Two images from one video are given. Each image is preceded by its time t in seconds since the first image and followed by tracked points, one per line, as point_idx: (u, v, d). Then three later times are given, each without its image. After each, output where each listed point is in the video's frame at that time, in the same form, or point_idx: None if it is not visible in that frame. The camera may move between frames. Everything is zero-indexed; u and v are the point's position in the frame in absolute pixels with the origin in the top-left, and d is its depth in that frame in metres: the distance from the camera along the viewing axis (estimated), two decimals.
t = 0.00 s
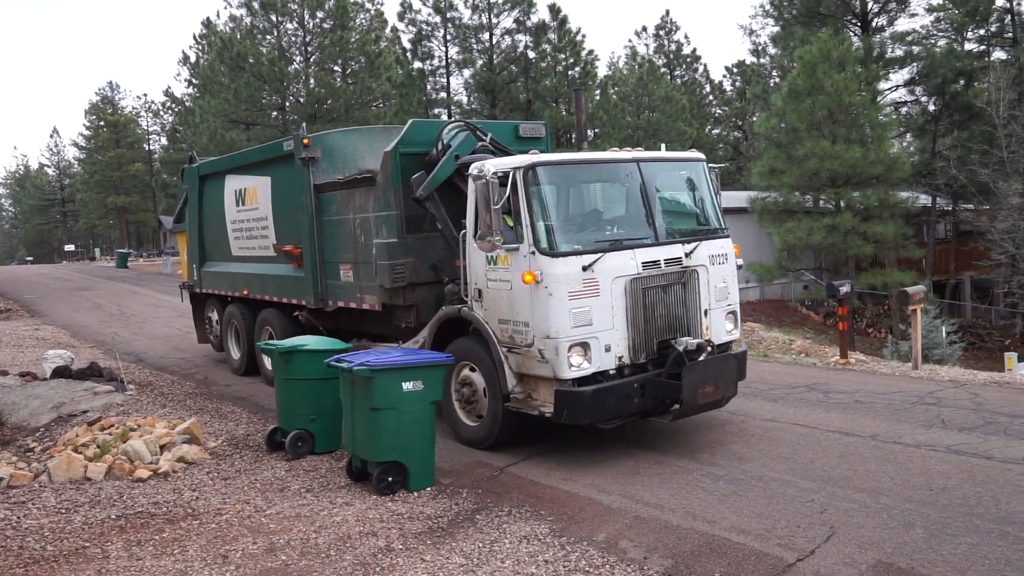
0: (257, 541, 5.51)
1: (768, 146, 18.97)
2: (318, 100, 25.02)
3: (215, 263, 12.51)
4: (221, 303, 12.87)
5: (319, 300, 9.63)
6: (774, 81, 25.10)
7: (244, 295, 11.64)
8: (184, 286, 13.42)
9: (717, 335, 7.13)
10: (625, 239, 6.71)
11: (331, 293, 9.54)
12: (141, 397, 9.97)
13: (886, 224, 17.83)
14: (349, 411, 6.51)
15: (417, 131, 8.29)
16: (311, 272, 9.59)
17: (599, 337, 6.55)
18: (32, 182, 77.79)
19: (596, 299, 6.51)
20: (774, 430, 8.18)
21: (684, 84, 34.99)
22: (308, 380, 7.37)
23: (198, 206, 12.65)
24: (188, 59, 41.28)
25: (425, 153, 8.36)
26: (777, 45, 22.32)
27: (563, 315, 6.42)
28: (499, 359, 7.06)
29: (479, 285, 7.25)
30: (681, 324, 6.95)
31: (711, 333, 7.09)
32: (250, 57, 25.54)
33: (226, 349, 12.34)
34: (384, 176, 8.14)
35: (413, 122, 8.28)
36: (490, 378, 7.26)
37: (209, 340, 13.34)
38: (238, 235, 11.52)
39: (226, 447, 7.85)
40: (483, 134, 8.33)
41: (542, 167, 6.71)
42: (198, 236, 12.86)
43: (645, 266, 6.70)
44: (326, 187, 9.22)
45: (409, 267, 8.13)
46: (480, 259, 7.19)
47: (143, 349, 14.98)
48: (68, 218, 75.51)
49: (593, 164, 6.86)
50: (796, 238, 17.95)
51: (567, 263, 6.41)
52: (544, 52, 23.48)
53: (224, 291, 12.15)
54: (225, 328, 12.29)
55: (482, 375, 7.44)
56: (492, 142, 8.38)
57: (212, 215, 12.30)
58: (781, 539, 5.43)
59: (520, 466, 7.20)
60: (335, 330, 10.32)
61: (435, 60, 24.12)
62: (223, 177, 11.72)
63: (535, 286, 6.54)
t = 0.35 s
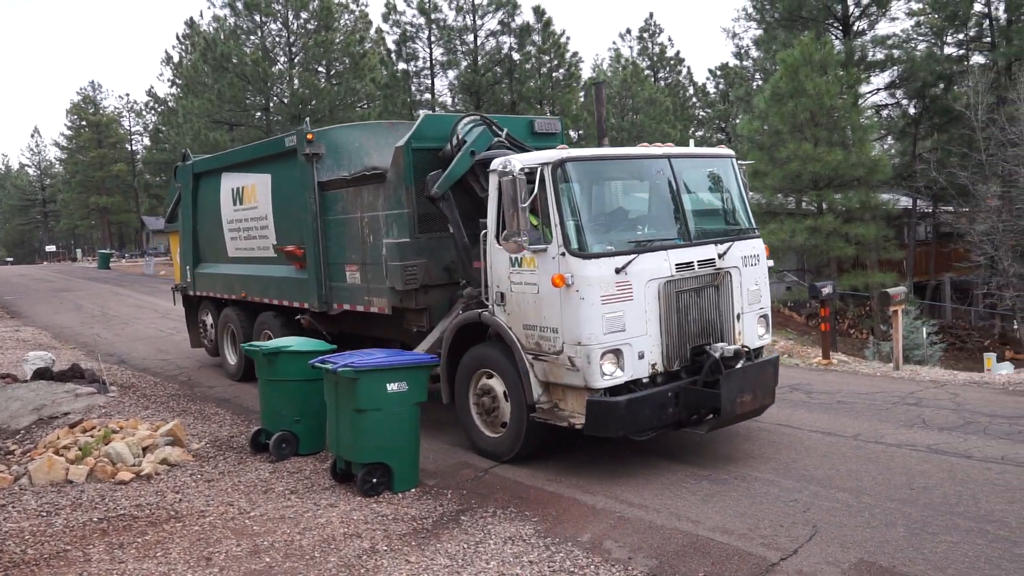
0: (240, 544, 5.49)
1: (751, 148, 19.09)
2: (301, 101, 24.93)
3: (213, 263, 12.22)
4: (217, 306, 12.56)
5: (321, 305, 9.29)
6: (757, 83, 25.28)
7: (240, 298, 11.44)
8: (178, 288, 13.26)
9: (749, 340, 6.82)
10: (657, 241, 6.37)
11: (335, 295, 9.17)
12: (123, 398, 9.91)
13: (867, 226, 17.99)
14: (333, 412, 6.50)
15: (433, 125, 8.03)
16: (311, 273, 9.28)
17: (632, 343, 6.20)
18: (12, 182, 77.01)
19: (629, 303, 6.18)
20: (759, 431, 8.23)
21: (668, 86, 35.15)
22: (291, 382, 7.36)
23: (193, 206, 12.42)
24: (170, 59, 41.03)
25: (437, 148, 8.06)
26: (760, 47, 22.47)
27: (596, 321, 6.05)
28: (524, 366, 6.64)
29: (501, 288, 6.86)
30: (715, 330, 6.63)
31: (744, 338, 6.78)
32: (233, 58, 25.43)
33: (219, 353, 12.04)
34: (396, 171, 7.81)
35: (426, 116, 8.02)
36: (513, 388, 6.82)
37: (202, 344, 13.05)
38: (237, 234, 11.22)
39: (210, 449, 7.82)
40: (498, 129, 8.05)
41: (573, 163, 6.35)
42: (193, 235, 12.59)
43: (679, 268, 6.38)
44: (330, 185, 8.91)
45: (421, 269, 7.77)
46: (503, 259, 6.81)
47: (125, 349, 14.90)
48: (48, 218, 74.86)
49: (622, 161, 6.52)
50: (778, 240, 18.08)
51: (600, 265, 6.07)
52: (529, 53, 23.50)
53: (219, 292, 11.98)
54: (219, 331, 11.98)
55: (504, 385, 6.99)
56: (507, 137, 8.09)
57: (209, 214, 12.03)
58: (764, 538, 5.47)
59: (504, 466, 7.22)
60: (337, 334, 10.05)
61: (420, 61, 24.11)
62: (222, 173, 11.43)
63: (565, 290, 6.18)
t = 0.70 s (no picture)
0: (230, 545, 5.47)
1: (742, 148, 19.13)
2: (292, 100, 24.83)
3: (213, 262, 12.15)
4: (216, 307, 12.49)
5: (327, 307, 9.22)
6: (748, 83, 25.35)
7: (242, 299, 11.36)
8: (176, 288, 13.20)
9: (779, 344, 6.57)
10: (686, 242, 6.09)
11: (342, 297, 9.12)
12: (112, 399, 9.86)
13: (857, 226, 18.06)
14: (324, 413, 6.48)
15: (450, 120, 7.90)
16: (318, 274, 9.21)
17: (664, 351, 5.92)
18: None
19: (660, 308, 5.90)
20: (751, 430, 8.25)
21: (659, 86, 35.22)
22: (281, 382, 7.34)
23: (191, 204, 12.36)
24: (160, 58, 40.85)
25: (452, 144, 7.93)
26: (750, 48, 22.52)
27: (626, 328, 5.77)
28: (547, 374, 6.36)
29: (522, 292, 6.57)
30: (745, 334, 6.38)
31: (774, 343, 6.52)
32: (223, 57, 25.34)
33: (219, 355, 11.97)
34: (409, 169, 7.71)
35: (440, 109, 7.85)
36: (535, 395, 6.53)
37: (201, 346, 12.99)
38: (239, 233, 11.13)
39: (199, 450, 7.78)
40: (514, 125, 7.92)
41: (600, 161, 6.08)
42: (192, 234, 12.52)
43: (710, 270, 6.11)
44: (338, 182, 8.86)
45: (434, 270, 7.75)
46: (524, 263, 6.53)
47: (114, 349, 14.83)
48: (37, 218, 74.49)
49: (649, 158, 6.25)
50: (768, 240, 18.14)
51: (630, 269, 5.79)
52: (520, 53, 23.49)
53: (219, 293, 11.90)
54: (219, 332, 11.93)
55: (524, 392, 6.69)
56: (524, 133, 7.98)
57: (208, 212, 11.96)
58: (755, 538, 5.49)
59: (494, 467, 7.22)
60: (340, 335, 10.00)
61: (410, 61, 24.09)
62: (223, 171, 11.36)
63: (593, 295, 5.89)
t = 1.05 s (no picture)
0: (219, 545, 5.44)
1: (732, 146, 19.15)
2: (281, 98, 24.71)
3: (206, 260, 12.08)
4: (209, 307, 12.42)
5: (323, 306, 9.17)
6: (738, 82, 25.39)
7: (236, 298, 11.30)
8: (168, 288, 13.10)
9: (787, 342, 6.56)
10: (696, 240, 6.08)
11: (339, 297, 9.09)
12: (100, 399, 9.79)
13: (846, 224, 18.12)
14: (314, 412, 6.45)
15: (449, 116, 7.90)
16: (315, 272, 9.15)
17: (674, 351, 5.91)
18: None
19: (671, 307, 5.88)
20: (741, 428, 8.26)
21: (649, 84, 35.25)
22: (270, 383, 7.28)
23: (184, 203, 12.28)
24: (147, 55, 40.59)
25: (454, 140, 7.95)
26: (740, 46, 22.54)
27: (636, 328, 5.76)
28: (555, 375, 6.32)
29: (528, 291, 6.55)
30: (755, 335, 6.37)
31: (782, 341, 6.51)
32: (212, 55, 25.21)
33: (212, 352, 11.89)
34: (410, 166, 7.68)
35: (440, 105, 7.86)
36: (541, 397, 6.47)
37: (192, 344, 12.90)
38: (233, 231, 11.06)
39: (188, 450, 7.74)
40: (515, 120, 7.91)
41: (610, 157, 6.05)
42: (184, 233, 12.44)
43: (721, 268, 6.09)
44: (336, 179, 8.83)
45: (435, 269, 7.71)
46: (530, 261, 6.51)
47: (102, 349, 14.74)
48: (24, 217, 73.98)
49: (657, 154, 6.23)
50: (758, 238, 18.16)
51: (641, 268, 5.78)
52: (509, 51, 23.44)
53: (212, 293, 11.84)
54: (213, 330, 11.85)
55: (530, 394, 6.63)
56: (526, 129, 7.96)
57: (201, 211, 11.88)
58: (746, 536, 5.49)
59: (485, 466, 7.20)
60: (336, 335, 9.96)
61: (400, 59, 24.03)
62: (216, 169, 11.29)
63: (603, 294, 5.87)
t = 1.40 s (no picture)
0: (212, 547, 5.44)
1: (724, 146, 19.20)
2: (273, 99, 24.67)
3: (199, 262, 12.06)
4: (202, 308, 12.38)
5: (316, 307, 9.17)
6: (730, 83, 25.46)
7: (229, 300, 11.28)
8: (161, 291, 13.07)
9: (779, 340, 6.59)
10: (688, 239, 6.10)
11: (332, 297, 9.08)
12: (92, 401, 9.77)
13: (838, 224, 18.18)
14: (306, 412, 6.45)
15: (441, 116, 7.93)
16: (308, 273, 9.15)
17: (666, 349, 5.94)
18: None
19: (663, 305, 5.91)
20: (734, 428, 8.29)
21: (641, 85, 35.32)
22: (275, 388, 7.20)
23: (176, 204, 12.26)
24: (139, 57, 40.44)
25: (446, 140, 7.97)
26: (731, 47, 22.60)
27: (629, 326, 5.78)
28: (547, 374, 6.33)
29: (521, 291, 6.57)
30: (747, 333, 6.40)
31: (774, 339, 6.55)
32: (203, 56, 25.14)
33: (206, 354, 11.82)
34: (402, 166, 7.69)
35: (433, 105, 7.89)
36: (535, 398, 6.48)
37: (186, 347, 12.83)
38: (226, 233, 11.04)
39: (180, 451, 7.73)
40: (507, 121, 7.94)
41: (601, 156, 6.07)
42: (177, 235, 12.42)
43: (712, 267, 6.12)
44: (327, 180, 8.84)
45: (427, 269, 7.72)
46: (523, 261, 6.53)
47: (94, 352, 14.69)
48: (15, 218, 73.67)
49: (649, 154, 6.25)
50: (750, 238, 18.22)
51: (634, 266, 5.80)
52: (501, 52, 23.44)
53: (205, 295, 11.82)
54: (207, 331, 11.79)
55: (524, 394, 6.64)
56: (518, 129, 7.99)
57: (194, 212, 11.87)
58: (738, 534, 5.52)
59: (477, 466, 7.22)
60: (331, 337, 9.95)
61: (392, 60, 24.01)
62: (208, 170, 11.26)
63: (595, 293, 5.89)
